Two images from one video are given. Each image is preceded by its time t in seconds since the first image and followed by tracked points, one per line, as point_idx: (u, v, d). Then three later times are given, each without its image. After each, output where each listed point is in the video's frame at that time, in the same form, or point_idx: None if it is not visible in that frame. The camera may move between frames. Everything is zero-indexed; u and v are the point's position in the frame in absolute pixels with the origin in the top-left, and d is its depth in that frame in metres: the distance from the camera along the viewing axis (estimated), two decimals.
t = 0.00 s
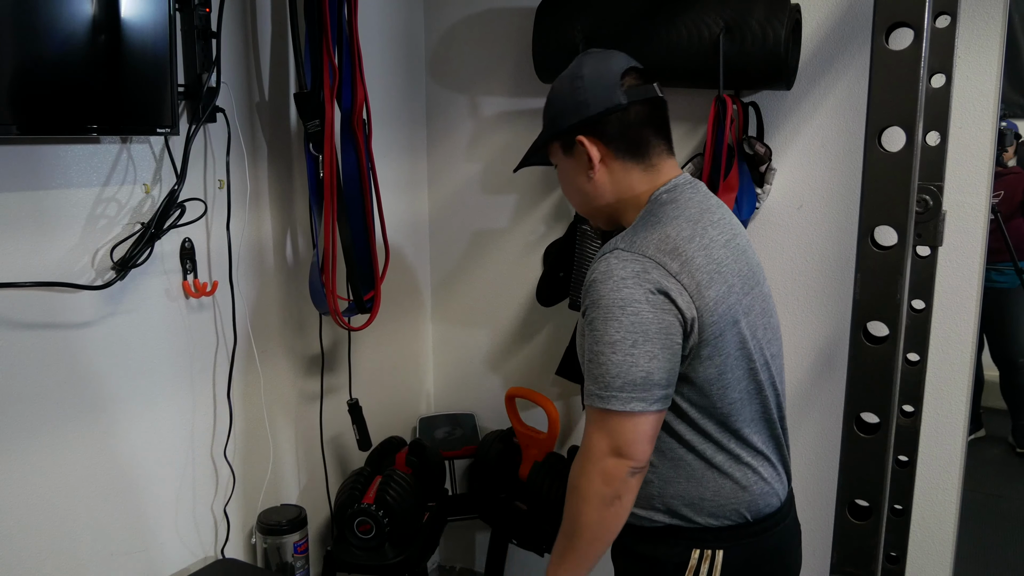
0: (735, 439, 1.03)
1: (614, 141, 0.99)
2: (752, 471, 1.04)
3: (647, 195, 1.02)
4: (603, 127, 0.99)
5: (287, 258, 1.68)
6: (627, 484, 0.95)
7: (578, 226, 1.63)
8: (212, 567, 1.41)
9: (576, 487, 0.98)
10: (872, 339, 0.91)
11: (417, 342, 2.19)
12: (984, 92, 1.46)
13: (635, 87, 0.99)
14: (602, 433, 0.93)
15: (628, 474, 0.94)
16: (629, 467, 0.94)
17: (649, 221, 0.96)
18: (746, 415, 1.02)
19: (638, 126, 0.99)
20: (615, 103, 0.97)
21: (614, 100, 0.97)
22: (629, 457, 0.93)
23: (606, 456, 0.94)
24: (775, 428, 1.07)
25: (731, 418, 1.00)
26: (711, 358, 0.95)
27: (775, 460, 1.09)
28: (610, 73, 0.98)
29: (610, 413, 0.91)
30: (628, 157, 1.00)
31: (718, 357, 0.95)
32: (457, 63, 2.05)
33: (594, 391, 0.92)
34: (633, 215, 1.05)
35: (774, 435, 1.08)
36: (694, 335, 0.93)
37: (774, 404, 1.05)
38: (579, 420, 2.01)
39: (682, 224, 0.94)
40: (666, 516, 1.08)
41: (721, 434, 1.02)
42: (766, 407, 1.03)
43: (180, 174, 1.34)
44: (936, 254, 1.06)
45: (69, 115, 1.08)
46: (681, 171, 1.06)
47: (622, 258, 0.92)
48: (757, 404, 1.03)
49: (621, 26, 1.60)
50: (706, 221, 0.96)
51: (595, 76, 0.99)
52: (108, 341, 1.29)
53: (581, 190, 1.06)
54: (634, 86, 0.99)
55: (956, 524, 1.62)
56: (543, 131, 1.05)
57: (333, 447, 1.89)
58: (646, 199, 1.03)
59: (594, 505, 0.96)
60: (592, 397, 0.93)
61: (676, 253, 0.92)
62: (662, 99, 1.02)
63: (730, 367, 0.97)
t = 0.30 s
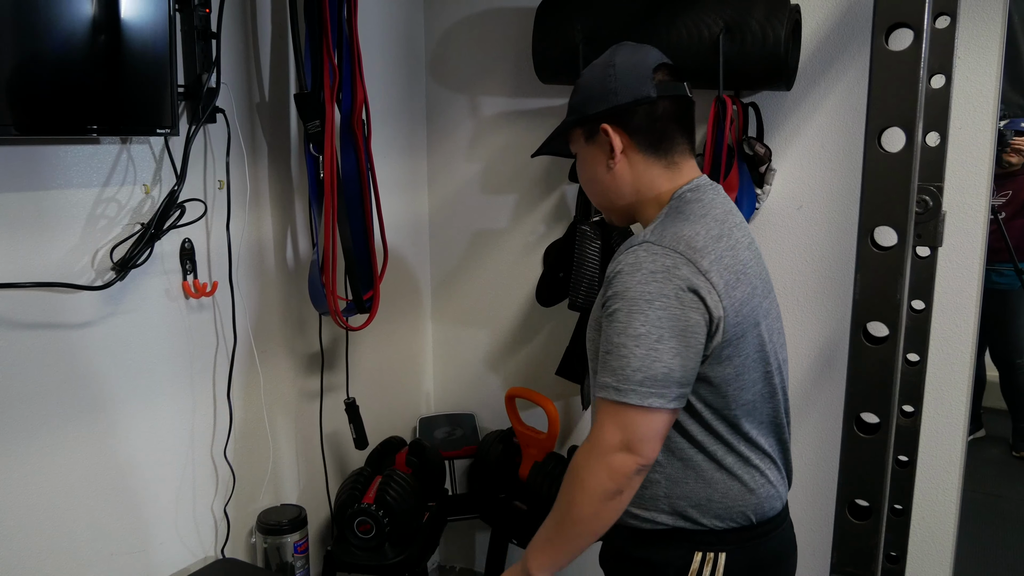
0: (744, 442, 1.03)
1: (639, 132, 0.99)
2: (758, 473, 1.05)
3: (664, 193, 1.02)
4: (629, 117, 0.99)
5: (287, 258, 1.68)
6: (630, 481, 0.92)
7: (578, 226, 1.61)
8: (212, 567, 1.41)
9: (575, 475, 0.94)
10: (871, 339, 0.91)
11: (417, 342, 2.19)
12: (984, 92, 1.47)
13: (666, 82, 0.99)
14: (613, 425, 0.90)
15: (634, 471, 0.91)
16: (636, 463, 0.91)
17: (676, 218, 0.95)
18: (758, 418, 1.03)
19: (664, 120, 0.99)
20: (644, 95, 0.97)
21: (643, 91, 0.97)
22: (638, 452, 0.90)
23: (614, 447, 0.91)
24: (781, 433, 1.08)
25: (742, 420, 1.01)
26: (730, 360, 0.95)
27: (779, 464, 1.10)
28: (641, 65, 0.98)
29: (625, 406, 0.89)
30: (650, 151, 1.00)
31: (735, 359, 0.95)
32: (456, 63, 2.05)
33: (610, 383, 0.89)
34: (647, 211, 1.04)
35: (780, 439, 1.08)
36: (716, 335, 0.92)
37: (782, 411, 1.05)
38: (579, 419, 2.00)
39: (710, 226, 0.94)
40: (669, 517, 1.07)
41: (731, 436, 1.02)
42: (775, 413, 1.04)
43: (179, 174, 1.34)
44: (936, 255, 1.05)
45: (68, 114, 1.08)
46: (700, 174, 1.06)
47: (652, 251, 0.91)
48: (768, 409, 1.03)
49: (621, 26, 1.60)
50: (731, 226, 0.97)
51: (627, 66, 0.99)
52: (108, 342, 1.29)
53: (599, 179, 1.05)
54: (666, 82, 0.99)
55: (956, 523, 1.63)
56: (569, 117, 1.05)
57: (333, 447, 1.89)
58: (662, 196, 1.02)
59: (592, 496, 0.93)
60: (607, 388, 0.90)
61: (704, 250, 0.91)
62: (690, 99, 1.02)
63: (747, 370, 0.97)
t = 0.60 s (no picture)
0: (749, 447, 1.03)
1: (649, 130, 0.99)
2: (759, 475, 1.05)
3: (672, 193, 1.02)
4: (639, 115, 0.99)
5: (287, 258, 1.68)
6: (692, 488, 0.89)
7: (578, 226, 1.61)
8: (213, 566, 1.41)
9: (636, 499, 0.90)
10: (871, 339, 0.91)
11: (417, 341, 2.19)
12: (984, 92, 1.47)
13: (676, 81, 1.00)
14: (666, 434, 0.87)
15: (694, 476, 0.88)
16: (695, 468, 0.88)
17: (691, 220, 0.95)
18: (766, 420, 1.04)
19: (674, 119, 0.99)
20: (655, 92, 0.97)
21: (654, 89, 0.97)
22: (695, 456, 0.87)
23: (673, 458, 0.87)
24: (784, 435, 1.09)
25: (753, 424, 1.01)
26: (746, 362, 0.96)
27: (780, 467, 1.10)
28: (653, 63, 0.99)
29: (675, 413, 0.86)
30: (659, 150, 1.00)
31: (751, 360, 0.96)
32: (456, 62, 2.05)
33: (655, 392, 0.87)
34: (653, 211, 1.04)
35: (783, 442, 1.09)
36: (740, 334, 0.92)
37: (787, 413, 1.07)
38: (579, 419, 2.01)
39: (722, 226, 0.95)
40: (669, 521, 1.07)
41: (737, 441, 1.02)
42: (780, 414, 1.05)
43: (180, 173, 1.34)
44: (936, 255, 1.05)
45: (68, 113, 1.07)
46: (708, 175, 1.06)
47: (675, 253, 0.90)
48: (774, 410, 1.04)
49: (621, 25, 1.60)
50: (738, 226, 0.98)
51: (638, 63, 0.99)
52: (108, 341, 1.29)
53: (607, 177, 1.05)
54: (676, 81, 0.99)
55: (956, 522, 1.63)
56: (578, 114, 1.06)
57: (333, 446, 1.89)
58: (669, 196, 1.02)
59: (661, 514, 0.89)
60: (654, 398, 0.87)
61: (723, 250, 0.91)
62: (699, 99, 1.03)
63: (761, 370, 0.99)
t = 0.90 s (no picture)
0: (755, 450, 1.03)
1: (646, 133, 0.99)
2: (768, 478, 1.04)
3: (671, 196, 1.02)
4: (635, 117, 0.99)
5: (287, 260, 1.68)
6: (698, 498, 0.89)
7: (578, 227, 1.63)
8: (212, 568, 1.41)
9: (642, 513, 0.89)
10: (870, 337, 0.91)
11: (416, 343, 2.19)
12: (984, 92, 1.46)
13: (671, 82, 1.00)
14: (671, 447, 0.87)
15: (699, 487, 0.88)
16: (700, 479, 0.88)
17: (696, 227, 0.94)
18: (773, 425, 1.03)
19: (671, 120, 0.99)
20: (651, 94, 0.98)
21: (650, 90, 0.98)
22: (702, 467, 0.87)
23: (679, 471, 0.87)
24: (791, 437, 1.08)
25: (758, 429, 1.00)
26: (750, 370, 0.97)
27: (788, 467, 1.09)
28: (649, 66, 0.99)
29: (681, 426, 0.86)
30: (657, 152, 1.00)
31: (755, 367, 0.97)
32: (456, 63, 2.05)
33: (661, 405, 0.87)
34: (653, 214, 1.04)
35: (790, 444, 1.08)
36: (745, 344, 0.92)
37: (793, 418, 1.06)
38: (579, 420, 2.00)
39: (727, 233, 0.94)
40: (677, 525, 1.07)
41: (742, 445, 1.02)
42: (787, 419, 1.04)
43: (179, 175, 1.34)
44: (936, 255, 1.05)
45: (67, 114, 1.07)
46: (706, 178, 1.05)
47: (680, 264, 0.90)
48: (782, 416, 1.03)
49: (620, 27, 1.61)
50: (743, 231, 0.97)
51: (634, 65, 0.99)
52: (108, 343, 1.29)
53: (605, 181, 1.05)
54: (671, 82, 1.00)
55: (956, 523, 1.62)
56: (573, 118, 1.06)
57: (332, 448, 1.89)
58: (669, 199, 1.02)
59: (668, 528, 0.89)
60: (660, 411, 0.87)
61: (728, 260, 0.90)
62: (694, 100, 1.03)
63: (767, 377, 0.98)
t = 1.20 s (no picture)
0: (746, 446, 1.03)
1: (628, 134, 0.99)
2: (759, 475, 1.05)
3: (658, 195, 1.02)
4: (616, 120, 0.99)
5: (287, 259, 1.68)
6: (651, 499, 0.93)
7: (578, 226, 1.62)
8: (212, 567, 1.41)
9: (593, 499, 0.94)
10: (869, 337, 0.91)
11: (416, 342, 2.19)
12: (983, 92, 1.46)
13: (653, 80, 0.99)
14: (629, 447, 0.90)
15: (653, 489, 0.92)
16: (654, 481, 0.92)
17: (675, 231, 0.94)
18: (762, 424, 1.02)
19: (652, 120, 0.98)
20: (630, 96, 0.97)
21: (630, 91, 0.97)
22: (657, 471, 0.91)
23: (633, 470, 0.91)
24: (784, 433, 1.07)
25: (744, 429, 1.01)
26: (731, 372, 0.96)
27: (782, 461, 1.09)
28: (629, 64, 0.98)
29: (639, 428, 0.89)
30: (640, 153, 1.00)
31: (736, 369, 0.96)
32: (456, 62, 2.05)
33: (622, 406, 0.90)
34: (642, 213, 1.05)
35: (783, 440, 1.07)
36: (720, 348, 0.92)
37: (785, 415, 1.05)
38: (579, 419, 2.01)
39: (708, 236, 0.93)
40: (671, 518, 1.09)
41: (732, 441, 1.03)
42: (777, 418, 1.03)
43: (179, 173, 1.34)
44: (936, 254, 1.07)
45: (68, 113, 1.07)
46: (695, 171, 1.05)
47: (652, 270, 0.91)
48: (771, 416, 1.03)
49: (620, 26, 1.60)
50: (729, 233, 0.96)
51: (615, 65, 0.98)
52: (108, 342, 1.29)
53: (593, 182, 1.05)
54: (652, 80, 0.98)
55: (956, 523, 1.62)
56: (559, 122, 1.06)
57: (332, 446, 1.89)
58: (655, 198, 1.02)
59: (615, 519, 0.93)
60: (622, 411, 0.90)
61: (705, 265, 0.90)
62: (680, 94, 1.01)
63: (750, 379, 0.97)
